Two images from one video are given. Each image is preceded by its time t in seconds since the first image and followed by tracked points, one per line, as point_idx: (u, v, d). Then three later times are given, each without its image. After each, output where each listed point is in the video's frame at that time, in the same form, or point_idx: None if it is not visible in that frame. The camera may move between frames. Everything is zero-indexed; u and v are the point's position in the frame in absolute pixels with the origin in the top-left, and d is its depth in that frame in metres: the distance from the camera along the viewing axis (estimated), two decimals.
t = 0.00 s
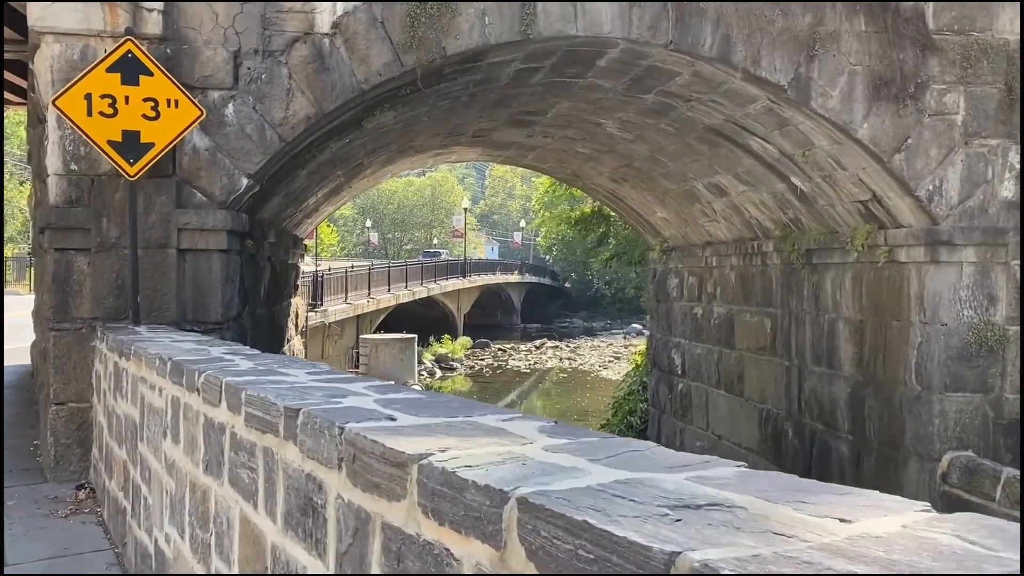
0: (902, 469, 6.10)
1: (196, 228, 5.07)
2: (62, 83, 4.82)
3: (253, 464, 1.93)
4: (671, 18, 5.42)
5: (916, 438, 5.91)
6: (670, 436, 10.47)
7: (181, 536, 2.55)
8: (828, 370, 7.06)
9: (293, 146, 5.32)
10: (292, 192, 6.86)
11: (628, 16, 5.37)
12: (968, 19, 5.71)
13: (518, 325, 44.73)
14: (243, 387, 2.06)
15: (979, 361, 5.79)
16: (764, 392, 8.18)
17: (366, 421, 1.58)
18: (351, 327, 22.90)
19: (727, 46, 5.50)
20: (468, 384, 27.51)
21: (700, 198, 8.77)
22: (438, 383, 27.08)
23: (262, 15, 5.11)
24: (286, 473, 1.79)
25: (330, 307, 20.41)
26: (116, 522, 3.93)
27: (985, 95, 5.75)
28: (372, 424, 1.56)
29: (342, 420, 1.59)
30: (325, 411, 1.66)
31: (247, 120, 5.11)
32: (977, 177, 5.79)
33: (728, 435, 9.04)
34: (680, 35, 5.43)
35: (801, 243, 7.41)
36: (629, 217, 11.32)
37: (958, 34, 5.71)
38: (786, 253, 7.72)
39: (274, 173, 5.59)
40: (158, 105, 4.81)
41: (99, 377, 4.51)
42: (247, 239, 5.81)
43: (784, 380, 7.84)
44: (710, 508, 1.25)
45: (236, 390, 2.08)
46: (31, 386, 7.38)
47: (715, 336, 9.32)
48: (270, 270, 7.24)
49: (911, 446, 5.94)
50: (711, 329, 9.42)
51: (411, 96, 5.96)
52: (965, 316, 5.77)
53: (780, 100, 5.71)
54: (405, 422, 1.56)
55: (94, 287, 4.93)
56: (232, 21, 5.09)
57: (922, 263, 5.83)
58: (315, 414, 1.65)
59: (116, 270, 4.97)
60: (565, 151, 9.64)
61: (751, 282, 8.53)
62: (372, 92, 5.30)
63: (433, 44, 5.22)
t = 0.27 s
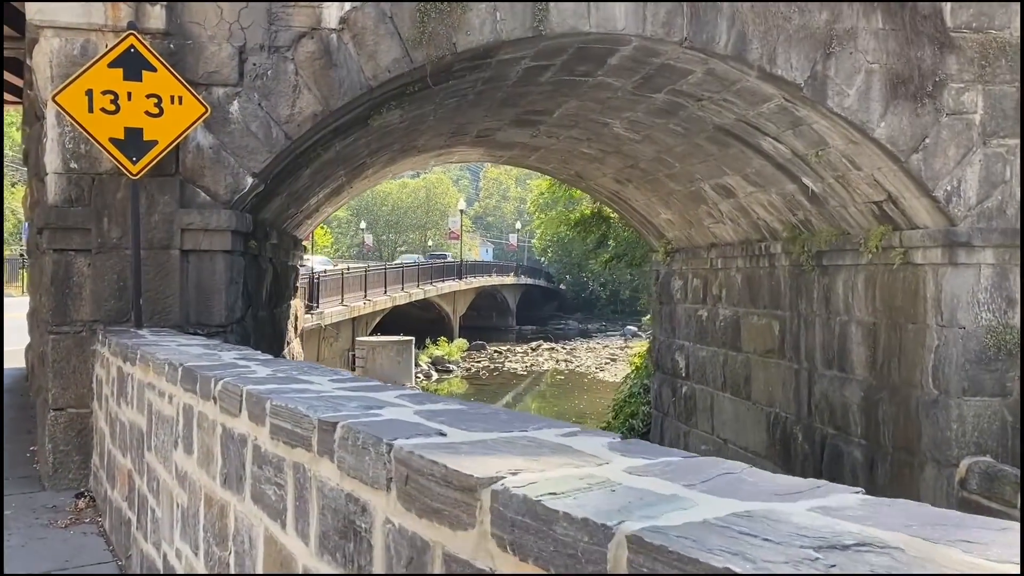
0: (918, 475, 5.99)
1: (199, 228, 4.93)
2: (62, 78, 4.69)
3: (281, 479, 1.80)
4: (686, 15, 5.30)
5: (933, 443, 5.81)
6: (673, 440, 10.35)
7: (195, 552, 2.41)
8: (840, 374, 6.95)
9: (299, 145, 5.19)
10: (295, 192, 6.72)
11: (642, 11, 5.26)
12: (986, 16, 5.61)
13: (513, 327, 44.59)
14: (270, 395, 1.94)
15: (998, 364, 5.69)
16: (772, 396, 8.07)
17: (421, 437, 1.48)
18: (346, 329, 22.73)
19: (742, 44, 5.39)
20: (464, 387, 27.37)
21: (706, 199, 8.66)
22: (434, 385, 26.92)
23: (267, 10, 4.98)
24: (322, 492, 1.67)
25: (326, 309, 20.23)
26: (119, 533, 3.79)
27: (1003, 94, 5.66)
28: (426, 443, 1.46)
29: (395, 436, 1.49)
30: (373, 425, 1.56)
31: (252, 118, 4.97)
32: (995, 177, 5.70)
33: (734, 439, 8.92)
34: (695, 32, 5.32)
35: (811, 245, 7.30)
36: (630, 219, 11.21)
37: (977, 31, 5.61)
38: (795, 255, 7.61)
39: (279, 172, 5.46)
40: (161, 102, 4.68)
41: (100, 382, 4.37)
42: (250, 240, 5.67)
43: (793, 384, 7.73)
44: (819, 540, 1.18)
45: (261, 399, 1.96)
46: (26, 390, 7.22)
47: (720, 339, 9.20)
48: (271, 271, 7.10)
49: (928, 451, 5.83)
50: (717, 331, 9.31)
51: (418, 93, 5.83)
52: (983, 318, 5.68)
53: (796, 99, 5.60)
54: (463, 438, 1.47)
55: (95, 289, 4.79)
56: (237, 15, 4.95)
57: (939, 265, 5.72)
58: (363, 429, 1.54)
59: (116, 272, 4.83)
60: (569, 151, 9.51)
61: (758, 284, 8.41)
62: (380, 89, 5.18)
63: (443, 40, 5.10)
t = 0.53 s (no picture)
0: (936, 480, 5.86)
1: (202, 227, 4.77)
2: (60, 72, 4.53)
3: (310, 496, 1.66)
4: (702, 9, 5.17)
5: (952, 448, 5.68)
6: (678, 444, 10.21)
7: (207, 570, 2.26)
8: (853, 377, 6.82)
9: (304, 141, 5.03)
10: (297, 191, 6.57)
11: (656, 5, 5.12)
12: (1007, 12, 5.49)
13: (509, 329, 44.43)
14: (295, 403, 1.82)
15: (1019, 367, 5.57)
16: (782, 399, 7.94)
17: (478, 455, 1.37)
18: (342, 331, 22.56)
19: (759, 39, 5.26)
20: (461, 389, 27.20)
21: (714, 199, 8.53)
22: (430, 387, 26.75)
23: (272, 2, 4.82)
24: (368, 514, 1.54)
25: (322, 311, 20.06)
26: (120, 545, 3.63)
27: None
28: (489, 463, 1.34)
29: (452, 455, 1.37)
30: (423, 441, 1.44)
31: (256, 113, 4.82)
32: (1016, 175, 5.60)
33: (742, 443, 8.78)
34: (710, 26, 5.19)
35: (823, 245, 7.17)
36: (634, 220, 11.07)
37: (998, 27, 5.50)
38: (806, 256, 7.48)
39: (282, 169, 5.30)
40: (162, 96, 4.52)
41: (98, 387, 4.21)
42: (253, 239, 5.51)
43: (803, 387, 7.59)
44: (936, 567, 1.11)
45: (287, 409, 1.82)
46: (20, 394, 7.04)
47: (727, 341, 9.07)
48: (273, 272, 6.94)
49: (946, 456, 5.70)
50: (723, 333, 9.17)
51: (425, 89, 5.68)
52: (1003, 320, 5.57)
53: (813, 95, 5.47)
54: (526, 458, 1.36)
55: (93, 289, 4.63)
56: (241, 7, 4.79)
57: (959, 265, 5.60)
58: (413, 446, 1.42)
59: (116, 272, 4.67)
60: (573, 151, 9.38)
61: (766, 285, 8.28)
62: (388, 83, 5.02)
63: (453, 33, 4.95)
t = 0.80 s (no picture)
0: (957, 485, 5.73)
1: (206, 224, 4.62)
2: (58, 63, 4.37)
3: (346, 516, 1.51)
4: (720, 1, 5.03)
5: (974, 452, 5.55)
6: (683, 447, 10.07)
7: None
8: (868, 379, 6.69)
9: (311, 136, 4.88)
10: (300, 189, 6.41)
11: None
12: None
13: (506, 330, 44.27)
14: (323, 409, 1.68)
15: None
16: (793, 402, 7.80)
17: (548, 473, 1.24)
18: (340, 332, 22.39)
19: (778, 32, 5.13)
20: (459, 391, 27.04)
21: (722, 198, 8.39)
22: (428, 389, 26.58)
23: None
24: (412, 536, 1.39)
25: (320, 312, 19.88)
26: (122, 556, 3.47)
27: None
28: (568, 485, 1.21)
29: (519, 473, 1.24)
30: (483, 457, 1.31)
31: (262, 107, 4.66)
32: None
33: (751, 447, 8.64)
34: (729, 19, 5.05)
35: (836, 245, 7.03)
36: (638, 220, 10.93)
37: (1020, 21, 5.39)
38: (818, 256, 7.35)
39: (288, 166, 5.15)
40: (165, 90, 4.37)
41: (99, 390, 4.05)
42: (256, 238, 5.35)
43: (815, 390, 7.46)
44: None
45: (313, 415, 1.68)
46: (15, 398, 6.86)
47: (735, 343, 8.93)
48: (275, 272, 6.78)
49: (968, 460, 5.57)
50: (731, 335, 9.04)
51: (434, 84, 5.54)
52: None
53: (832, 90, 5.33)
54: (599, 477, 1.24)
55: (93, 289, 4.47)
56: None
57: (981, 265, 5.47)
58: (473, 463, 1.29)
59: (116, 271, 4.50)
60: (578, 150, 9.23)
61: (776, 286, 8.14)
62: (397, 77, 4.88)
63: (465, 26, 4.81)
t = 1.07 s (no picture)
0: (979, 492, 5.60)
1: (212, 224, 4.47)
2: (60, 57, 4.22)
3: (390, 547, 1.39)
4: None
5: (997, 458, 5.43)
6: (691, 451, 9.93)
7: None
8: (885, 383, 6.56)
9: (319, 134, 4.73)
10: (305, 189, 6.26)
11: None
12: None
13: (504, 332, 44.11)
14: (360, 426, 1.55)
15: None
16: (806, 405, 7.67)
17: (637, 511, 1.14)
18: (339, 334, 22.22)
19: (799, 28, 5.00)
20: (458, 392, 26.89)
21: (732, 199, 8.26)
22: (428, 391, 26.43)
23: None
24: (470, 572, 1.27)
25: (319, 313, 19.72)
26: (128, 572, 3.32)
27: None
28: (666, 525, 1.09)
29: (606, 510, 1.13)
30: (559, 490, 1.20)
31: (270, 104, 4.52)
32: None
33: (762, 451, 8.51)
34: (749, 14, 4.92)
35: (852, 246, 6.90)
36: (644, 220, 10.79)
37: None
38: (833, 258, 7.21)
39: (295, 164, 5.00)
40: (170, 84, 4.21)
41: (102, 397, 3.90)
42: (263, 238, 5.20)
43: (829, 393, 7.32)
44: None
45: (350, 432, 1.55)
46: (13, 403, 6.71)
47: (745, 346, 8.80)
48: (279, 273, 6.63)
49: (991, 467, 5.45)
50: (742, 337, 8.89)
51: (444, 81, 5.39)
52: None
53: (854, 87, 5.20)
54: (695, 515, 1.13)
55: (94, 291, 4.32)
56: None
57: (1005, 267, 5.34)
58: (551, 497, 1.18)
59: (119, 273, 4.36)
60: (586, 149, 9.10)
61: (788, 288, 8.00)
62: (409, 73, 4.72)
63: (479, 20, 4.67)
